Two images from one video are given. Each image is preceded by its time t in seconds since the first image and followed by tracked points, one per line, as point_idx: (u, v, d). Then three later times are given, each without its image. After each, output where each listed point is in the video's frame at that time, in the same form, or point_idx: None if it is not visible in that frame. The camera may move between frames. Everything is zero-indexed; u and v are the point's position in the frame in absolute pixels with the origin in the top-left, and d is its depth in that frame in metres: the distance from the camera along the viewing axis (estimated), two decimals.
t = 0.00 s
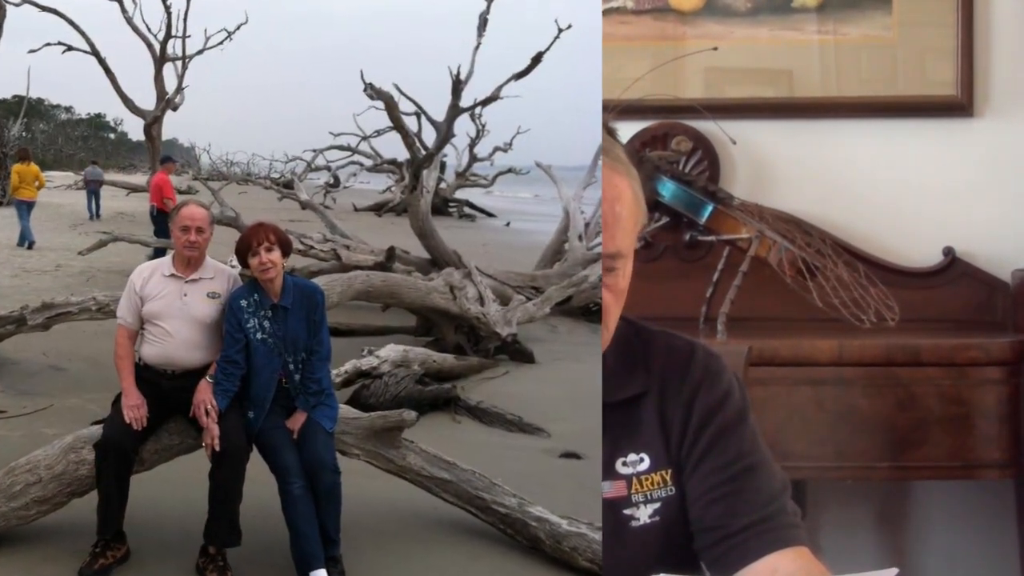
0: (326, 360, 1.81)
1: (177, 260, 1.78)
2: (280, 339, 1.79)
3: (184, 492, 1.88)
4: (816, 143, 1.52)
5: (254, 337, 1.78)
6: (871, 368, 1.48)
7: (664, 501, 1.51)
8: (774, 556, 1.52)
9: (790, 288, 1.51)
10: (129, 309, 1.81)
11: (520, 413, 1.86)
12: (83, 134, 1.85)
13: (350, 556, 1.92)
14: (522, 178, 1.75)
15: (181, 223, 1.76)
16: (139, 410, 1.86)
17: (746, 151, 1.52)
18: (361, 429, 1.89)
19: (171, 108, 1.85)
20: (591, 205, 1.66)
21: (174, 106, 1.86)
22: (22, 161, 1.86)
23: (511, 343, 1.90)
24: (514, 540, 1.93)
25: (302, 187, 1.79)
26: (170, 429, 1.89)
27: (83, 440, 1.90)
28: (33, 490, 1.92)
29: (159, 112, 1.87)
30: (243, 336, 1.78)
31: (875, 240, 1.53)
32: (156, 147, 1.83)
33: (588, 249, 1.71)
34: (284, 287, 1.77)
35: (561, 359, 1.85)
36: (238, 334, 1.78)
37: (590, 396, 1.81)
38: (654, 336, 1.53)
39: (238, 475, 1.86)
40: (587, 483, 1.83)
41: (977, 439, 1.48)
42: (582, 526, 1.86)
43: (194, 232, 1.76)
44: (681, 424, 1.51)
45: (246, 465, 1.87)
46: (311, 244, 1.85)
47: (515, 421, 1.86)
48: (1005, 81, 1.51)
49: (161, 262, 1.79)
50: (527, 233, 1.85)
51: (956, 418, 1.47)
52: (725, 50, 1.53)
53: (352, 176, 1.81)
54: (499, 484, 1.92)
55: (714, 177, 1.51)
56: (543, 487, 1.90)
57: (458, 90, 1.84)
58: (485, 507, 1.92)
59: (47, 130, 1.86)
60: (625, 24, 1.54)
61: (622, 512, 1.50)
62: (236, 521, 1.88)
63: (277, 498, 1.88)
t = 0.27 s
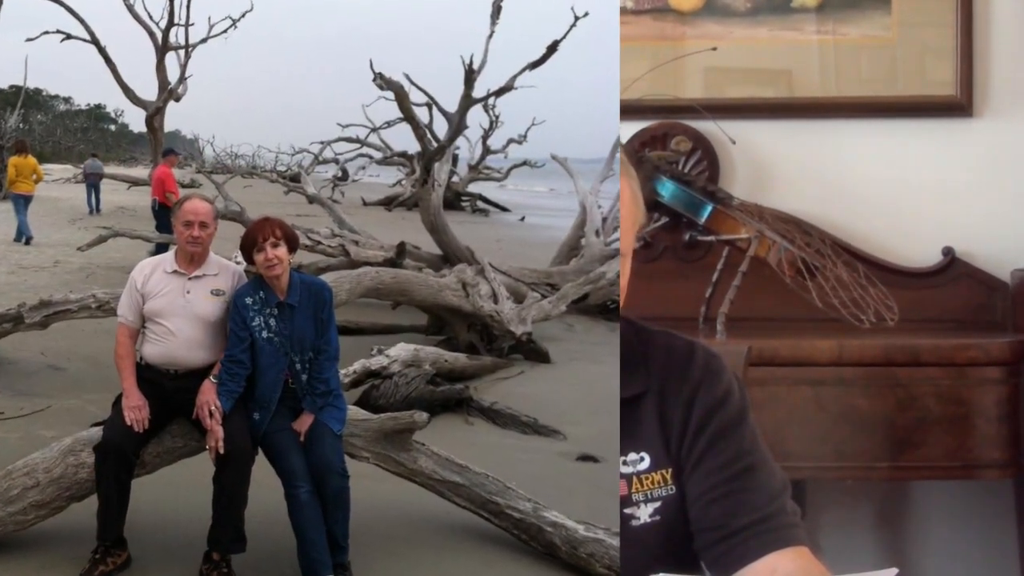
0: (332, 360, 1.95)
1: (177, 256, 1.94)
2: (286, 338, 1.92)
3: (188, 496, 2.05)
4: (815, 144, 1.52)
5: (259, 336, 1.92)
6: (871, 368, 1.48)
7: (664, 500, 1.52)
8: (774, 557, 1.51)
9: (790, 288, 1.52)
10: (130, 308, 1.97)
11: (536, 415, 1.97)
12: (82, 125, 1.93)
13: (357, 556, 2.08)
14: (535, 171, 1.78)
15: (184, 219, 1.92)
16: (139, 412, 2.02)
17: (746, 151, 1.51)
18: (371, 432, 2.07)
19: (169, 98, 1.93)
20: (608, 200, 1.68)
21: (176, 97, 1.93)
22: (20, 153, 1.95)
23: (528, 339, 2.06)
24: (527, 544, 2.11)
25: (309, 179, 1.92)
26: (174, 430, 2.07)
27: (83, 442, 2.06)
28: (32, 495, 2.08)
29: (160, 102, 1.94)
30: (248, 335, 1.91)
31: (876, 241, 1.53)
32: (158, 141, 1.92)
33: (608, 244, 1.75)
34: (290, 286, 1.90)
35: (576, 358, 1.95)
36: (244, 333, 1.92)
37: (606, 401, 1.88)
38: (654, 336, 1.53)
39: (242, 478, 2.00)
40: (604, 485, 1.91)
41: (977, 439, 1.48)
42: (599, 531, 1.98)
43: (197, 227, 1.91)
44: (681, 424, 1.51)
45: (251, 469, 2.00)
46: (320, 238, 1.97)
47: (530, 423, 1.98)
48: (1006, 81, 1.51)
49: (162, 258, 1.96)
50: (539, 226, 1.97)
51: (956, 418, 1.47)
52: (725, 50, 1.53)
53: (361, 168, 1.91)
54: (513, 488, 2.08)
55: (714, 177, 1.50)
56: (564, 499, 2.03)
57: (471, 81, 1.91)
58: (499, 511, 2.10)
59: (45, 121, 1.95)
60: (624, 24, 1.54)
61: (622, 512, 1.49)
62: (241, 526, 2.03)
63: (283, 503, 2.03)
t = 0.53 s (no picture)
0: (340, 360, 2.02)
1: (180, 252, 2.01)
2: (293, 336, 1.98)
3: (191, 499, 2.21)
4: (815, 143, 1.52)
5: (265, 334, 1.97)
6: (870, 368, 1.48)
7: (665, 501, 1.53)
8: (774, 557, 1.51)
9: (789, 288, 1.52)
10: (131, 306, 2.03)
11: (551, 417, 2.24)
12: (81, 117, 2.09)
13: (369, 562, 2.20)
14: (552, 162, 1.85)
15: (188, 214, 1.99)
16: (141, 413, 2.07)
17: (746, 151, 1.51)
18: (378, 435, 2.24)
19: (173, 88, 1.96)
20: (627, 193, 1.62)
21: (179, 88, 1.96)
22: (17, 146, 2.16)
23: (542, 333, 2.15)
24: (543, 550, 2.23)
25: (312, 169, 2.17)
26: (177, 433, 2.13)
27: (81, 446, 2.12)
28: (29, 499, 2.14)
29: (163, 93, 1.96)
30: (253, 333, 1.96)
31: (876, 241, 1.53)
32: (159, 133, 2.09)
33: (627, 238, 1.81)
34: (297, 283, 1.97)
35: (591, 357, 2.34)
36: (249, 331, 1.97)
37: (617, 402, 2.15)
38: (653, 336, 1.53)
39: (246, 480, 2.05)
40: (620, 487, 2.16)
41: (976, 439, 1.48)
42: (616, 537, 2.17)
43: (201, 222, 1.99)
44: (682, 424, 1.52)
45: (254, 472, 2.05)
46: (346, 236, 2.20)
47: (545, 424, 2.25)
48: (1005, 82, 1.50)
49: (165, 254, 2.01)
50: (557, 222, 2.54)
51: (955, 418, 1.47)
52: (724, 50, 1.53)
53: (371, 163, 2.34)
54: (526, 493, 2.26)
55: (713, 177, 1.50)
56: (578, 503, 2.20)
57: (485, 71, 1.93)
58: (513, 516, 2.23)
59: (43, 112, 2.07)
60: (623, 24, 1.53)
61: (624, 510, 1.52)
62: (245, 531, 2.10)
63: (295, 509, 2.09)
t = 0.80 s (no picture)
0: (348, 359, 1.96)
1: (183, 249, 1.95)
2: (299, 334, 1.92)
3: (194, 502, 2.07)
4: (815, 143, 1.52)
5: (270, 333, 1.91)
6: (870, 368, 1.48)
7: (663, 500, 1.55)
8: (773, 557, 1.53)
9: (789, 288, 1.52)
10: (133, 304, 1.95)
11: (567, 419, 2.05)
12: (80, 109, 2.00)
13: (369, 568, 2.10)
14: (563, 156, 1.84)
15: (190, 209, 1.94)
16: (143, 414, 1.99)
17: (746, 151, 1.52)
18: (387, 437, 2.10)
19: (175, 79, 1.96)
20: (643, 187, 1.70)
21: (181, 78, 1.95)
22: (15, 139, 2.01)
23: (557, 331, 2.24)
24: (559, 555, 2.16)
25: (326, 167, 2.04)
26: (178, 434, 2.04)
27: (81, 448, 2.04)
28: (27, 504, 2.07)
29: (165, 83, 1.95)
30: (258, 330, 1.90)
31: (876, 242, 1.52)
32: (162, 127, 2.01)
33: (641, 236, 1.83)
34: (303, 280, 1.91)
35: (608, 356, 2.06)
36: (253, 329, 1.91)
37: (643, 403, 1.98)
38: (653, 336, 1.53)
39: (252, 483, 1.99)
40: (638, 493, 2.02)
41: (975, 438, 1.48)
42: (633, 542, 2.09)
43: (204, 217, 1.94)
44: (681, 424, 1.54)
45: (258, 475, 1.99)
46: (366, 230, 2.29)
47: (559, 426, 2.06)
48: (1006, 82, 1.51)
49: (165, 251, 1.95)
50: (568, 215, 2.07)
51: (954, 417, 1.48)
52: (724, 50, 1.53)
53: (379, 155, 2.08)
54: (541, 497, 2.15)
55: (712, 177, 1.51)
56: (593, 506, 2.11)
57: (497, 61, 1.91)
58: (526, 520, 2.14)
59: (41, 103, 1.99)
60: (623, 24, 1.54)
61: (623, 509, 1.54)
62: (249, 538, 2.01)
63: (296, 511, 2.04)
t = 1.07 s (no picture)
0: (355, 358, 1.97)
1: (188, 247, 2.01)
2: (305, 333, 1.94)
3: (194, 507, 2.14)
4: (814, 143, 1.52)
5: (275, 331, 1.93)
6: (870, 368, 1.48)
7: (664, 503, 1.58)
8: (773, 558, 1.55)
9: (789, 289, 1.51)
10: (134, 302, 2.03)
11: (583, 421, 2.14)
12: (81, 100, 2.07)
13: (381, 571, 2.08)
14: (579, 148, 2.00)
15: (195, 202, 1.99)
16: (144, 416, 2.06)
17: (747, 151, 1.52)
18: (397, 439, 2.19)
19: (177, 69, 1.96)
20: (661, 181, 1.71)
21: (184, 69, 1.95)
22: (12, 132, 2.08)
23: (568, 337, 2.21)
24: (572, 560, 2.23)
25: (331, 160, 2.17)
26: (182, 437, 2.13)
27: (80, 450, 2.12)
28: (26, 508, 2.13)
29: (168, 74, 1.95)
30: (264, 329, 1.93)
31: (876, 242, 1.52)
32: (164, 119, 2.06)
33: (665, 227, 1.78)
34: (310, 277, 1.94)
35: (624, 356, 2.17)
36: (257, 328, 1.94)
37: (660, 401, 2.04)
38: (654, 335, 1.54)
39: (254, 489, 2.02)
40: (653, 495, 2.07)
41: (975, 439, 1.48)
42: (650, 548, 2.14)
43: (208, 212, 2.00)
44: (681, 426, 1.56)
45: (263, 479, 2.02)
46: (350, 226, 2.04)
47: (576, 428, 2.15)
48: (1006, 81, 1.50)
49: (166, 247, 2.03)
50: (585, 212, 2.31)
51: (954, 418, 1.47)
52: (724, 50, 1.53)
53: (389, 147, 2.20)
54: (555, 500, 2.21)
55: (712, 177, 1.51)
56: (608, 510, 2.18)
57: (509, 51, 1.91)
58: (541, 525, 2.21)
59: (39, 95, 2.06)
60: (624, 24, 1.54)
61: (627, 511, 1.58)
62: (255, 544, 2.05)
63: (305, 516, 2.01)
